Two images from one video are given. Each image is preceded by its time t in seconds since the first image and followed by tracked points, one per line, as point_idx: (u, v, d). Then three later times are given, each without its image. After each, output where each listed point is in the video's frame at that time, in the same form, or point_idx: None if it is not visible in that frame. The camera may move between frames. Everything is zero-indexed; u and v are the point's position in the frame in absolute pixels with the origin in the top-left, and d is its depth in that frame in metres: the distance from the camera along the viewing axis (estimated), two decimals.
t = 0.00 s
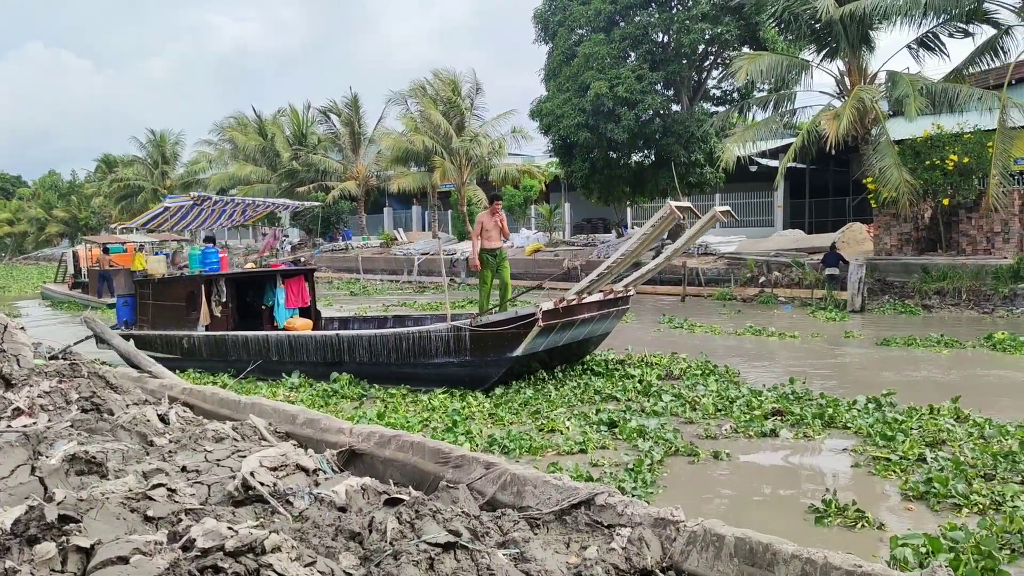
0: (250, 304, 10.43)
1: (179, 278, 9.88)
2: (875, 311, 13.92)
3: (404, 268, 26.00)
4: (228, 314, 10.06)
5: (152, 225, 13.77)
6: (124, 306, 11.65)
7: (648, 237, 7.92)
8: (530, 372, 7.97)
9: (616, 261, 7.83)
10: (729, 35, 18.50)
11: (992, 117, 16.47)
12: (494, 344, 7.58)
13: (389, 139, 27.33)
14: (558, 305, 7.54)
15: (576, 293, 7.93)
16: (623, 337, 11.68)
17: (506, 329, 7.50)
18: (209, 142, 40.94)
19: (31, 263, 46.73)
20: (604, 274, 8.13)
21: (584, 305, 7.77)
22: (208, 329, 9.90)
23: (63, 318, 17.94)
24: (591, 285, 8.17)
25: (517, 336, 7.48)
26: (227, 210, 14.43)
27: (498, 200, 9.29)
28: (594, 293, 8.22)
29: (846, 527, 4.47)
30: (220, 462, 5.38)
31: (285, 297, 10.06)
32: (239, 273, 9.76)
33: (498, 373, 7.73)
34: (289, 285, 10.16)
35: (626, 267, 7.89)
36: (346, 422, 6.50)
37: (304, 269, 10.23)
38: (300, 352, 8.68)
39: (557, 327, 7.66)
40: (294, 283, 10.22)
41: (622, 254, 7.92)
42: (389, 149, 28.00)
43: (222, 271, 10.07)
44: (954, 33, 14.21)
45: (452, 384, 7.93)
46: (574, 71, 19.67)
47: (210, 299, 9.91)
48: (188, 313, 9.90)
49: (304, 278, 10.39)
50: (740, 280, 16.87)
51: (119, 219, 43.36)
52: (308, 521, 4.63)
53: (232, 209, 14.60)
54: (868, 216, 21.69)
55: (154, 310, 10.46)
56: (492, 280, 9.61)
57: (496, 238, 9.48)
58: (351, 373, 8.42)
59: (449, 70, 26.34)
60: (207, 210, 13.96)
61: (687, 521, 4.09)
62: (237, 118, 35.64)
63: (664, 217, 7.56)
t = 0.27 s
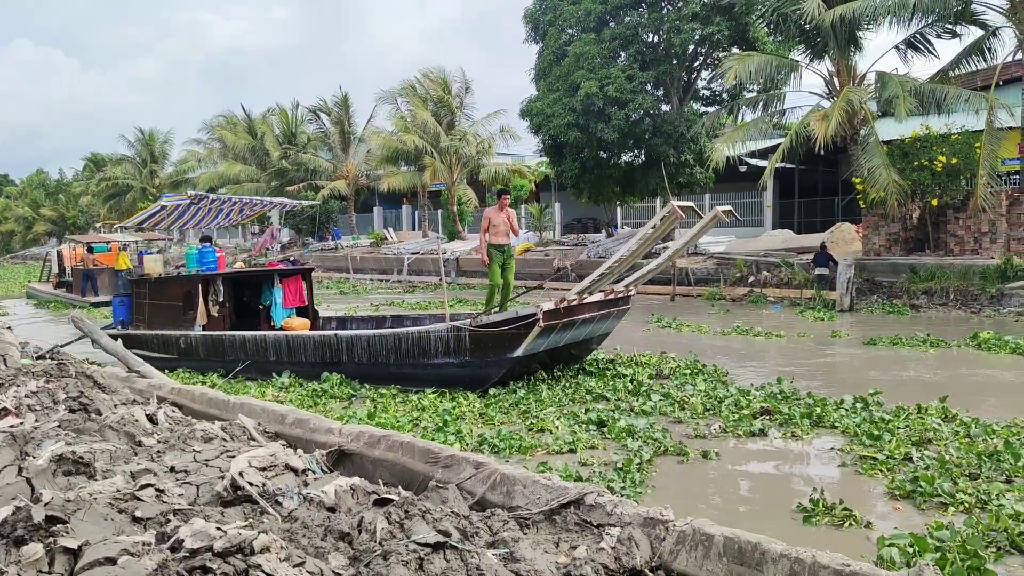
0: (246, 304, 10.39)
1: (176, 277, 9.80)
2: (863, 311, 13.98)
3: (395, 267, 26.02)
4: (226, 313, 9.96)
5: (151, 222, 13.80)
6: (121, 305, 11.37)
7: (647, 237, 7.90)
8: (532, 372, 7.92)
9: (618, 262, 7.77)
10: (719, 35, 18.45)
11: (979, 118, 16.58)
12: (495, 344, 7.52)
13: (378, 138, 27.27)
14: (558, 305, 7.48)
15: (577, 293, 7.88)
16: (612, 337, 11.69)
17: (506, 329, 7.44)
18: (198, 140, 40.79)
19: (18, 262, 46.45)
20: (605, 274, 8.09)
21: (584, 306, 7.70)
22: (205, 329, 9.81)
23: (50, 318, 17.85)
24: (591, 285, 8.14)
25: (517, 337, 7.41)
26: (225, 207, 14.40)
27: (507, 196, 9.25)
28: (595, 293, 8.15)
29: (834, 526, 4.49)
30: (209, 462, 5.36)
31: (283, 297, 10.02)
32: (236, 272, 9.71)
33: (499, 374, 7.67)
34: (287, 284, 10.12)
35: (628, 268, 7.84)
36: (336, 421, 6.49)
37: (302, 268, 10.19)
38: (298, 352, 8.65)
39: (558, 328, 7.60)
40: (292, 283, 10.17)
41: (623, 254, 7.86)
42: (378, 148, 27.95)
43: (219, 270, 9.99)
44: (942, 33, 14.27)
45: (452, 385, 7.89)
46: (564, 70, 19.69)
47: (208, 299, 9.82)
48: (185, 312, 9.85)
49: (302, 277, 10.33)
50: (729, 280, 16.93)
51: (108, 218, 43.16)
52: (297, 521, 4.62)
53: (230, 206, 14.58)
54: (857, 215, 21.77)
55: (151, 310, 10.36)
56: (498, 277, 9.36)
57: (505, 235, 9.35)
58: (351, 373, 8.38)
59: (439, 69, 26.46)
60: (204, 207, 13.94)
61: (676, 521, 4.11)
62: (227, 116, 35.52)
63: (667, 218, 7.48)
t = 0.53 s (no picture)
0: (242, 303, 10.16)
1: (170, 275, 9.63)
2: (848, 310, 14.07)
3: (381, 266, 26.03)
4: (221, 313, 9.77)
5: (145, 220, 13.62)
6: (113, 303, 10.95)
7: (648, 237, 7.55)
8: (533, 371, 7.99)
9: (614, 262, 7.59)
10: (706, 35, 18.43)
11: (962, 118, 16.71)
12: (492, 344, 7.52)
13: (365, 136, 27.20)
14: (557, 305, 7.49)
15: (575, 292, 7.88)
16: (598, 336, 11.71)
17: (504, 329, 7.44)
18: (184, 138, 40.60)
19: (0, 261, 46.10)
20: (603, 273, 7.91)
21: (582, 305, 7.72)
22: (199, 328, 9.68)
23: (32, 317, 17.74)
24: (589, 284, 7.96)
25: (515, 336, 7.42)
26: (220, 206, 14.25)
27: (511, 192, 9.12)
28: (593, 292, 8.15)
29: (818, 524, 4.52)
30: (195, 461, 5.34)
31: (277, 296, 9.93)
32: (233, 271, 9.55)
33: (496, 373, 7.67)
34: (282, 283, 10.02)
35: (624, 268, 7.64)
36: (323, 420, 6.48)
37: (297, 267, 10.09)
38: (294, 351, 8.61)
39: (556, 327, 7.60)
40: (287, 282, 10.08)
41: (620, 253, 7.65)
42: (365, 146, 27.90)
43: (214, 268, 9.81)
44: (927, 34, 14.35)
45: (449, 384, 7.86)
46: (552, 70, 19.72)
47: (202, 297, 9.68)
48: (179, 311, 9.69)
49: (297, 276, 10.23)
50: (716, 278, 17.05)
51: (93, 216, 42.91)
52: (283, 520, 4.61)
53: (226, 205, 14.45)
54: (841, 214, 21.82)
55: (144, 308, 10.13)
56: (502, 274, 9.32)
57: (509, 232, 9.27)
58: (346, 372, 8.31)
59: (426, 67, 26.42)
60: (200, 206, 13.81)
61: (663, 519, 4.12)
62: (213, 114, 35.35)
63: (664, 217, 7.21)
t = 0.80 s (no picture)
0: (235, 302, 10.32)
1: (165, 274, 9.65)
2: (834, 308, 14.15)
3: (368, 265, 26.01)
4: (214, 311, 9.78)
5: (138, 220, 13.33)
6: (106, 302, 10.96)
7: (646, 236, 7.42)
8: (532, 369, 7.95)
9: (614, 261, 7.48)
10: (692, 34, 18.53)
11: (947, 117, 16.82)
12: (491, 345, 7.49)
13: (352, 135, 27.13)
14: (556, 303, 7.42)
15: (573, 291, 7.81)
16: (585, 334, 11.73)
17: (502, 328, 7.41)
18: (170, 137, 40.44)
19: None
20: (603, 272, 7.78)
21: (580, 304, 7.66)
22: (194, 327, 9.67)
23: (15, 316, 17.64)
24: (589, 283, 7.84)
25: (514, 335, 7.39)
26: (215, 203, 13.91)
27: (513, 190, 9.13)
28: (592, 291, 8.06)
29: (803, 521, 4.54)
30: (180, 460, 5.32)
31: (272, 295, 9.86)
32: (227, 269, 9.52)
33: (495, 372, 7.64)
34: (277, 281, 9.97)
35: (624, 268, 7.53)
36: (309, 419, 6.48)
37: (291, 265, 10.03)
38: (289, 350, 8.53)
39: (555, 326, 7.53)
40: (282, 280, 10.02)
41: (620, 251, 7.52)
42: (352, 145, 27.83)
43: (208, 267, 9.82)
44: (912, 34, 14.45)
45: (448, 384, 7.82)
46: (539, 68, 19.73)
47: (196, 296, 9.66)
48: (174, 310, 9.70)
49: (292, 275, 10.19)
50: (702, 277, 17.20)
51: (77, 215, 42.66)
52: (269, 519, 4.60)
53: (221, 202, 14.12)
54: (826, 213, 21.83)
55: (138, 307, 10.15)
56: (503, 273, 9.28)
57: (511, 231, 9.25)
58: (343, 372, 8.25)
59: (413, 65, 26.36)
60: (194, 203, 13.50)
61: (649, 516, 4.14)
62: (199, 113, 35.20)
63: (664, 215, 7.11)
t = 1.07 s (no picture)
0: (235, 300, 10.24)
1: (164, 273, 9.45)
2: (824, 307, 14.20)
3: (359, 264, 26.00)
4: (214, 310, 9.60)
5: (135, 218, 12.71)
6: (106, 301, 10.85)
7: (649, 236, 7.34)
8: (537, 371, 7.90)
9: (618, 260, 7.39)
10: (684, 33, 18.67)
11: (937, 117, 16.91)
12: (493, 345, 7.41)
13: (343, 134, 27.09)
14: (559, 303, 7.34)
15: (576, 291, 7.73)
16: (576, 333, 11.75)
17: (505, 328, 7.32)
18: (161, 135, 40.28)
19: None
20: (607, 271, 7.72)
21: (583, 303, 7.57)
22: (193, 326, 9.51)
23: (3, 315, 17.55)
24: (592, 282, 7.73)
25: (516, 335, 7.30)
26: (217, 203, 13.25)
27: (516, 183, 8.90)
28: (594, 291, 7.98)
29: (792, 518, 4.57)
30: (171, 459, 5.31)
31: (272, 294, 9.90)
32: (227, 267, 9.43)
33: (497, 373, 7.58)
34: (277, 281, 10.00)
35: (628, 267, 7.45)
36: (301, 418, 6.47)
37: (291, 265, 10.08)
38: (289, 349, 8.47)
39: (558, 326, 7.44)
40: (282, 279, 10.05)
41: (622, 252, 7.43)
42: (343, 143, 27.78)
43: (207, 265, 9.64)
44: (902, 33, 14.51)
45: (449, 384, 7.78)
46: (530, 67, 19.72)
47: (196, 295, 9.48)
48: (172, 308, 9.52)
49: (292, 273, 10.22)
50: (693, 276, 17.22)
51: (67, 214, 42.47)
52: (260, 518, 4.59)
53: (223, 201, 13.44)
54: (817, 212, 21.81)
55: (137, 306, 10.02)
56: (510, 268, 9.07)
57: (516, 225, 9.02)
58: (344, 371, 8.20)
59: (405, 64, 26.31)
60: (194, 202, 12.82)
61: (640, 514, 4.15)
62: (189, 111, 35.07)
63: (669, 214, 7.04)
